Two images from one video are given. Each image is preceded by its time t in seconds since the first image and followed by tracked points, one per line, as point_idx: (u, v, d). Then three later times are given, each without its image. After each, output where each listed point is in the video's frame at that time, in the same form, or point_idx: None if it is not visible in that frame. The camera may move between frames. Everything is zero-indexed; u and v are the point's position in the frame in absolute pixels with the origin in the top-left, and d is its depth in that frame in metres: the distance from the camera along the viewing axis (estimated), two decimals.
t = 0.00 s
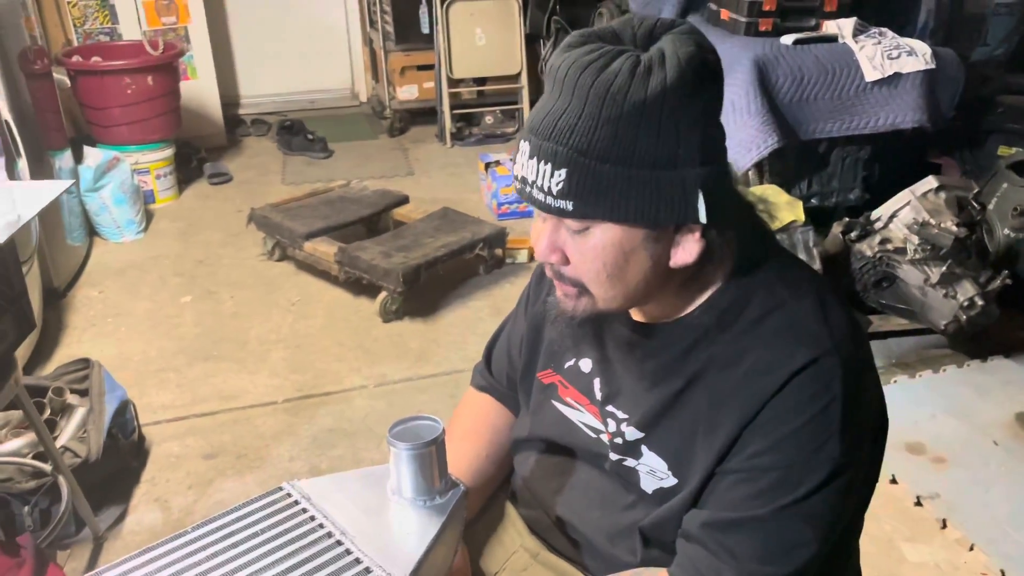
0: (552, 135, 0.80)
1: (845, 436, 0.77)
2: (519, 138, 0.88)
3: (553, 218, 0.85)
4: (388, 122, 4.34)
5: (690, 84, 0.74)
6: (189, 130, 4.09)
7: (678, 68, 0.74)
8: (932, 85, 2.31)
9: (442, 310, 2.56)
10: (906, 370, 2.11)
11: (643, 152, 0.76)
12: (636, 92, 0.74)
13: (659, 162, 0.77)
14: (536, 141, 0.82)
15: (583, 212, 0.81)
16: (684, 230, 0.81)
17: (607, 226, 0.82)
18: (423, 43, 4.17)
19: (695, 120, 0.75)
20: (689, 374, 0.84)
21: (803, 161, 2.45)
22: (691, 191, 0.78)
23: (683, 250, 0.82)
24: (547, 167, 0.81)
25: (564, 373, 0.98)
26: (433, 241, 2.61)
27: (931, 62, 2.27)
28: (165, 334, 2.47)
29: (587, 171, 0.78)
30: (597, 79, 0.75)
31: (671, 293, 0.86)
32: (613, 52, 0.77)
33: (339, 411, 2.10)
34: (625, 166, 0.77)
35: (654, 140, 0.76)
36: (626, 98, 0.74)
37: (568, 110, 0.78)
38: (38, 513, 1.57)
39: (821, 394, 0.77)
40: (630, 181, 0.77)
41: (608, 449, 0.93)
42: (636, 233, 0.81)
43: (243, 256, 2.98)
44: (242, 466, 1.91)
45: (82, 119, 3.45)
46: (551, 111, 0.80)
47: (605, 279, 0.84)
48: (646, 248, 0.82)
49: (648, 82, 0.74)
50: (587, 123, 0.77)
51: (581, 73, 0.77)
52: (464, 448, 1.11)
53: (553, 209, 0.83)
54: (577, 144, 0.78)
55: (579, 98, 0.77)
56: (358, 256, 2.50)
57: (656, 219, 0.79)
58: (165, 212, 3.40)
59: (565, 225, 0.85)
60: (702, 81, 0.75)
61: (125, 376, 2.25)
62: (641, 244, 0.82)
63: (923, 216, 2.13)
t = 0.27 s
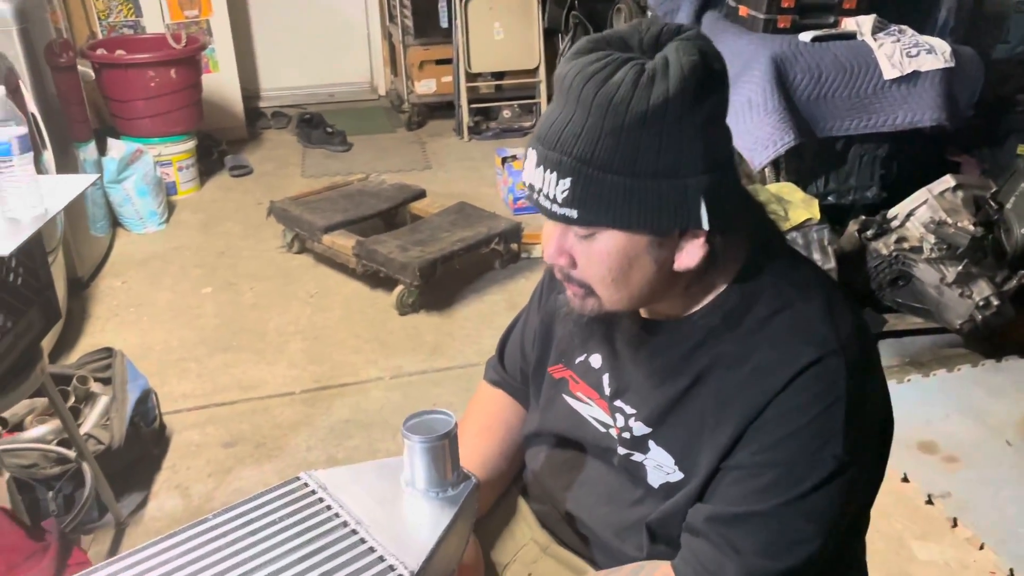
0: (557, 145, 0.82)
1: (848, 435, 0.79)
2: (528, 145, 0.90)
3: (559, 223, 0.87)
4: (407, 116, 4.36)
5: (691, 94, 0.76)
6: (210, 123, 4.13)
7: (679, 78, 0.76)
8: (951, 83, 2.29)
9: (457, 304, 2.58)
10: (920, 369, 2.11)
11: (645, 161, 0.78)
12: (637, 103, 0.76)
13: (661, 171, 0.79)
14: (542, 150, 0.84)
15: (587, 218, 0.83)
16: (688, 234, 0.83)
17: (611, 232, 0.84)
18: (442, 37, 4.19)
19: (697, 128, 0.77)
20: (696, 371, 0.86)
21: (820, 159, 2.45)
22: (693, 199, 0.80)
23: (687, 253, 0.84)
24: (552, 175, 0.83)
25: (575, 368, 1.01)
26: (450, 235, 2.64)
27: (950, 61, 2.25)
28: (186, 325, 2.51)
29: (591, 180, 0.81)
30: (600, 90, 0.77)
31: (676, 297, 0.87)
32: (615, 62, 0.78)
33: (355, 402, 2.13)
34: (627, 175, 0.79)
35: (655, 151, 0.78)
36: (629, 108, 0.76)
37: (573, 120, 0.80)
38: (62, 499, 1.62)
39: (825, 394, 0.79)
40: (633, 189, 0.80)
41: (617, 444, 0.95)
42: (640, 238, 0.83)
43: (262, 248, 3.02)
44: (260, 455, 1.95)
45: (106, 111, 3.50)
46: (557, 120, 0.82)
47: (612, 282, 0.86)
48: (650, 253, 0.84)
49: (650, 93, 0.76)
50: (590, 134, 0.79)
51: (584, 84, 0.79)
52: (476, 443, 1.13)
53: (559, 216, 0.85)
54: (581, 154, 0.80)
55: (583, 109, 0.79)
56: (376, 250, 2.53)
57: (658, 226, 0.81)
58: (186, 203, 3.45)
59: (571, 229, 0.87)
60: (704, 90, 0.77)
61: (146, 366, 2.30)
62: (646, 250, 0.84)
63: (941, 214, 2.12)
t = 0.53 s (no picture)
0: (579, 121, 0.85)
1: (855, 412, 0.82)
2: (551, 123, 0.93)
3: (578, 200, 0.90)
4: (426, 104, 4.38)
5: (714, 75, 0.78)
6: (232, 109, 4.17)
7: (702, 59, 0.78)
8: (972, 74, 2.28)
9: (474, 291, 2.61)
10: (936, 361, 2.11)
11: (665, 139, 0.81)
12: (659, 82, 0.78)
13: (680, 149, 0.81)
14: (565, 126, 0.87)
15: (606, 194, 0.86)
16: (705, 215, 0.86)
17: (630, 209, 0.86)
18: (462, 26, 4.20)
19: (716, 109, 0.79)
20: (709, 347, 0.89)
21: (839, 151, 2.44)
22: (711, 178, 0.82)
23: (703, 234, 0.87)
24: (574, 151, 0.86)
25: (590, 344, 1.04)
26: (467, 223, 2.66)
27: (971, 53, 2.25)
28: (208, 308, 2.55)
29: (611, 156, 0.83)
30: (623, 68, 0.80)
31: (691, 276, 0.91)
32: (640, 43, 0.81)
33: (373, 386, 2.16)
34: (646, 152, 0.82)
35: (676, 128, 0.80)
36: (651, 87, 0.79)
37: (596, 98, 0.83)
38: (87, 474, 1.65)
39: (834, 369, 0.82)
40: (652, 166, 0.82)
41: (629, 418, 0.98)
42: (658, 216, 0.86)
43: (282, 234, 3.06)
44: (279, 435, 1.99)
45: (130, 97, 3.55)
46: (581, 98, 0.85)
47: (629, 259, 0.89)
48: (668, 231, 0.87)
49: (672, 73, 0.78)
50: (613, 110, 0.82)
51: (609, 63, 0.81)
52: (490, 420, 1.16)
53: (579, 191, 0.88)
54: (602, 130, 0.83)
55: (606, 86, 0.81)
56: (394, 236, 2.56)
57: (676, 203, 0.83)
58: (208, 189, 3.49)
59: (590, 206, 0.90)
60: (726, 73, 0.79)
61: (169, 347, 2.34)
62: (663, 228, 0.87)
63: (959, 206, 2.10)
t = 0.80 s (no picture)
0: (583, 117, 0.86)
1: (860, 393, 0.83)
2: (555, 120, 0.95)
3: (582, 196, 0.93)
4: (445, 92, 4.40)
5: (715, 71, 0.80)
6: (252, 95, 4.21)
7: (703, 55, 0.79)
8: (992, 67, 2.25)
9: (489, 278, 2.63)
10: (950, 353, 2.11)
11: (667, 135, 0.82)
12: (662, 77, 0.80)
13: (682, 144, 0.82)
14: (569, 122, 0.88)
15: (609, 189, 0.87)
16: (708, 210, 0.87)
17: (632, 204, 0.88)
18: (481, 14, 4.20)
19: (718, 104, 0.81)
20: (715, 330, 0.91)
21: (856, 143, 2.43)
22: (712, 172, 0.84)
23: (705, 228, 0.88)
24: (578, 147, 0.88)
25: (598, 327, 1.06)
26: (483, 210, 2.68)
27: (992, 44, 2.21)
28: (227, 290, 2.59)
29: (615, 152, 0.85)
30: (626, 65, 0.81)
31: (693, 267, 0.92)
32: (643, 40, 0.82)
33: (387, 369, 2.19)
34: (648, 147, 0.83)
35: (678, 123, 0.81)
36: (653, 83, 0.80)
37: (600, 94, 0.84)
38: (108, 449, 1.69)
39: (840, 352, 0.83)
40: (655, 160, 0.83)
41: (636, 400, 1.00)
42: (660, 212, 0.88)
43: (300, 219, 3.09)
44: (295, 416, 2.02)
45: (152, 82, 3.59)
46: (584, 95, 0.86)
47: (630, 254, 0.91)
48: (669, 226, 0.89)
49: (674, 68, 0.80)
50: (615, 106, 0.83)
51: (612, 59, 0.83)
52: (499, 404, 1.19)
53: (582, 186, 0.89)
54: (606, 126, 0.84)
55: (610, 83, 0.83)
56: (410, 223, 2.58)
57: (678, 197, 0.85)
58: (228, 174, 3.53)
59: (593, 202, 0.92)
60: (727, 69, 0.81)
61: (188, 328, 2.38)
62: (665, 222, 0.88)
63: (976, 199, 2.10)
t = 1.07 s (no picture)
0: (593, 109, 0.88)
1: (861, 389, 0.84)
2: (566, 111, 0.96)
3: (590, 186, 0.93)
4: (462, 84, 4.41)
5: (724, 66, 0.81)
6: (271, 85, 4.24)
7: (713, 51, 0.81)
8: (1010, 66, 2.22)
9: (502, 270, 2.65)
10: (961, 352, 2.11)
11: (675, 128, 0.84)
12: (672, 71, 0.81)
13: (690, 138, 0.84)
14: (579, 113, 0.90)
15: (616, 180, 0.89)
16: (714, 203, 0.88)
17: (639, 195, 0.89)
18: (499, 6, 4.21)
19: (726, 99, 0.82)
20: (719, 324, 0.92)
21: (872, 139, 2.42)
22: (719, 167, 0.85)
23: (711, 221, 0.89)
24: (587, 138, 0.89)
25: (605, 320, 1.08)
26: (497, 202, 2.69)
27: (1010, 43, 2.19)
28: (243, 278, 2.63)
29: (623, 144, 0.86)
30: (636, 58, 0.83)
31: (701, 260, 0.93)
32: (654, 33, 0.84)
33: (400, 358, 2.22)
34: (657, 140, 0.85)
35: (686, 117, 0.83)
36: (663, 76, 0.82)
37: (610, 86, 0.86)
38: (125, 432, 1.73)
39: (841, 347, 0.84)
40: (662, 154, 0.85)
41: (640, 391, 1.02)
42: (666, 204, 0.88)
43: (317, 209, 3.12)
44: (308, 403, 2.05)
45: (173, 71, 3.63)
46: (594, 87, 0.88)
47: (636, 244, 0.92)
48: (675, 218, 0.89)
49: (683, 63, 0.81)
50: (625, 99, 0.85)
51: (623, 53, 0.84)
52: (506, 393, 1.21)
53: (591, 177, 0.91)
54: (615, 118, 0.86)
55: (620, 76, 0.84)
56: (425, 214, 2.61)
57: (684, 190, 0.86)
58: (246, 163, 3.57)
59: (601, 192, 0.92)
60: (736, 65, 0.82)
61: (205, 315, 2.42)
62: (672, 213, 0.89)
63: (991, 198, 2.08)
